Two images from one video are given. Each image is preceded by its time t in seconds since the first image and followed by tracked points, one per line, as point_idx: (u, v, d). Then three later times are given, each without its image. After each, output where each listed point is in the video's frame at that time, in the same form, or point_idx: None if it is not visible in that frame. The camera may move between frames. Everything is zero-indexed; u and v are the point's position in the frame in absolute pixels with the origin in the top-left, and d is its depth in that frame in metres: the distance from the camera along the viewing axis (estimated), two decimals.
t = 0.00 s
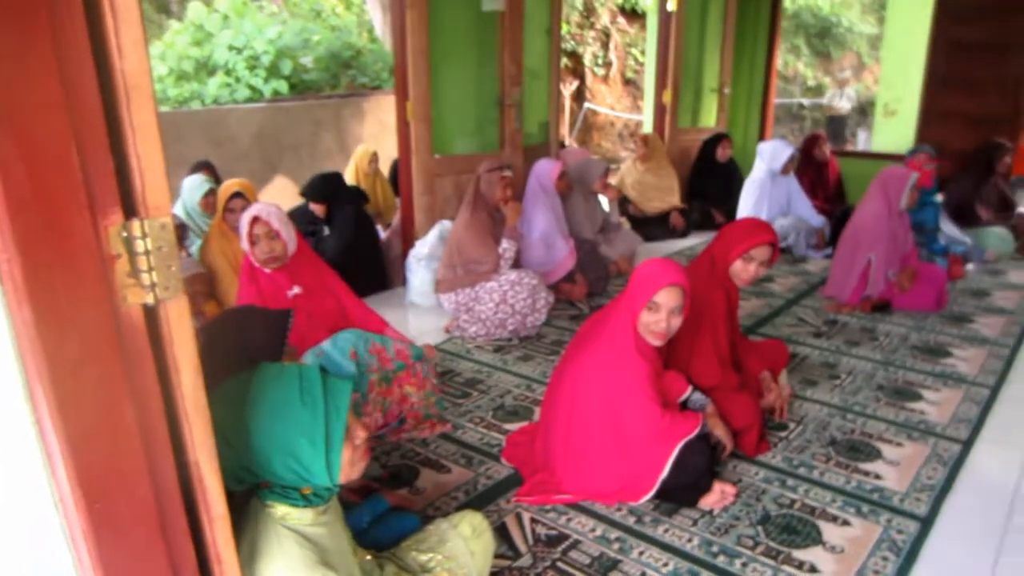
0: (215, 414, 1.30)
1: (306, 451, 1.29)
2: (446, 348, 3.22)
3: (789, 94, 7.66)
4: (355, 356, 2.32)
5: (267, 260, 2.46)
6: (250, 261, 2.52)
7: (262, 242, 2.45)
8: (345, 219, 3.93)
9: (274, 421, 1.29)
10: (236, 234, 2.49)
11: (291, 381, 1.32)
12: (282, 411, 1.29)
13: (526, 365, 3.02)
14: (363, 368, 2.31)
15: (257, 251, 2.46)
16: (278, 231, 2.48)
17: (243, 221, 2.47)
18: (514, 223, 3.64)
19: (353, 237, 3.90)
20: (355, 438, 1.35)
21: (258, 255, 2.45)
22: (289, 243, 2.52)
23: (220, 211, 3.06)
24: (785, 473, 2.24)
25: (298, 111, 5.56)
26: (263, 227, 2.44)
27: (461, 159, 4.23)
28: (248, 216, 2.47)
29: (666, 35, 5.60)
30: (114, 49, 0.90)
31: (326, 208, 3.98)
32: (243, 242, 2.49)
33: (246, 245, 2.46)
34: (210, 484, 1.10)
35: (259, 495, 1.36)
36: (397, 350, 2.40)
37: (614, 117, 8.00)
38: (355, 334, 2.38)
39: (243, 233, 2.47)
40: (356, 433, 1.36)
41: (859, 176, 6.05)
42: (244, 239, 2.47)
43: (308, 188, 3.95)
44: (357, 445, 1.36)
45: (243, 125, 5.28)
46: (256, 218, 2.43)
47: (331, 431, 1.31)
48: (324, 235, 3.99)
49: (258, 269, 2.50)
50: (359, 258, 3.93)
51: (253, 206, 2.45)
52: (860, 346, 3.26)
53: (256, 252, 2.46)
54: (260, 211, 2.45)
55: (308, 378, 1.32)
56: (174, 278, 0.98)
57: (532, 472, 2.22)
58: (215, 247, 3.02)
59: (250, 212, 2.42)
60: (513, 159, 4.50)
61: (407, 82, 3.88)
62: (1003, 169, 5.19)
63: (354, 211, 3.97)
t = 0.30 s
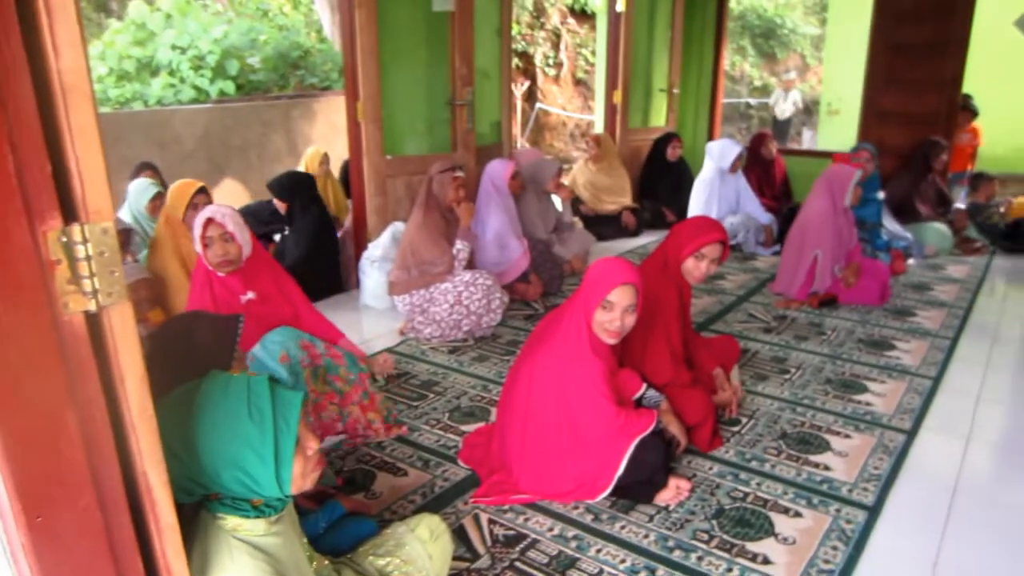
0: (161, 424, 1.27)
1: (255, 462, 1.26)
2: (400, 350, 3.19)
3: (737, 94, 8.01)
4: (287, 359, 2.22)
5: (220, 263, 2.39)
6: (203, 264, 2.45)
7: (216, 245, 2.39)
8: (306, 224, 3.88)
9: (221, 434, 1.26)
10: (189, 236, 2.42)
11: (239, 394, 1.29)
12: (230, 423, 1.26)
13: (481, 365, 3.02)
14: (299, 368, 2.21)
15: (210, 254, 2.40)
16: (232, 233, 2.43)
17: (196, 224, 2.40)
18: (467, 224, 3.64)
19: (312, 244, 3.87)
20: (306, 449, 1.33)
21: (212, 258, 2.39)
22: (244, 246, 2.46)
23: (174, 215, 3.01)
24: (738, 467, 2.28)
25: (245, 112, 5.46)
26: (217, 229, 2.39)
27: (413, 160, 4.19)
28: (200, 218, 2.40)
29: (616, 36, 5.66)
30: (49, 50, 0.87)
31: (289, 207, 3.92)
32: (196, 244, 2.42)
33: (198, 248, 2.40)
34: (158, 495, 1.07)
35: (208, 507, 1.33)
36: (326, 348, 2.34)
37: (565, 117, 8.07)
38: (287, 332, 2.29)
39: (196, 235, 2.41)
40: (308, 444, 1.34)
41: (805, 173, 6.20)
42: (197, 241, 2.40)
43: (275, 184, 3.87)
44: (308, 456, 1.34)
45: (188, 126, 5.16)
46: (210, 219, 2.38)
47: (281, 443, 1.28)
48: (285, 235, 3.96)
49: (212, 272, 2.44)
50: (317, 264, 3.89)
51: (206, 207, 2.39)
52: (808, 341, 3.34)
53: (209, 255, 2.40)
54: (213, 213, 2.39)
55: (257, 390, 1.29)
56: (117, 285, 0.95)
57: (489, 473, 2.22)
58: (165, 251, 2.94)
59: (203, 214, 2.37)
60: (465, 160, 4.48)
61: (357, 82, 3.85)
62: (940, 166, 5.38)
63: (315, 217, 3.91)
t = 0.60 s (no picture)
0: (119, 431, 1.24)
1: (218, 469, 1.24)
2: (365, 352, 3.16)
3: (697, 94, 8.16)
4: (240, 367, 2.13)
5: (188, 266, 2.34)
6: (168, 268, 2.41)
7: (183, 247, 2.34)
8: (280, 223, 3.89)
9: (183, 440, 1.24)
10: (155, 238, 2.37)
11: (201, 400, 1.27)
12: (192, 429, 1.24)
13: (447, 367, 3.01)
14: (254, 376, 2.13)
15: (177, 257, 2.35)
16: (201, 237, 2.39)
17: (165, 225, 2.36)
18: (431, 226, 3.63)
19: (288, 244, 3.87)
20: (271, 455, 1.32)
21: (180, 261, 2.34)
22: (213, 250, 2.43)
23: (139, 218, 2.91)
24: (702, 463, 2.31)
25: (203, 113, 5.37)
26: (186, 232, 2.35)
27: (375, 162, 4.14)
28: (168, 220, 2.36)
29: (577, 37, 5.69)
30: None
31: (264, 208, 3.94)
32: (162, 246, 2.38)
33: (166, 250, 2.35)
34: (117, 505, 1.04)
35: (169, 515, 1.30)
36: (275, 347, 2.28)
37: (528, 117, 8.11)
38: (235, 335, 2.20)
39: (163, 237, 2.36)
40: (273, 450, 1.32)
41: (765, 172, 6.30)
42: (165, 243, 2.35)
43: (253, 183, 3.94)
44: (273, 462, 1.33)
45: (144, 127, 5.06)
46: (179, 222, 2.33)
47: (245, 449, 1.27)
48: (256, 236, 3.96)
49: (176, 275, 2.39)
50: (293, 264, 3.90)
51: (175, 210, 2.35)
52: (770, 337, 3.39)
53: (176, 258, 2.35)
54: (182, 215, 2.35)
55: (220, 396, 1.27)
56: (71, 290, 0.93)
57: (455, 475, 2.21)
58: (122, 254, 2.90)
59: (172, 216, 2.33)
60: (428, 161, 4.45)
61: (318, 82, 3.81)
62: (894, 164, 5.52)
63: (292, 218, 3.94)
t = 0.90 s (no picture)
0: (74, 443, 1.21)
1: (180, 479, 1.22)
2: (329, 357, 3.12)
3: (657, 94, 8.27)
4: (204, 378, 2.10)
5: (153, 268, 2.29)
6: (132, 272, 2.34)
7: (149, 248, 2.30)
8: (248, 228, 3.82)
9: (142, 450, 1.21)
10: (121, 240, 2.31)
11: (160, 408, 1.24)
12: (152, 438, 1.21)
13: (413, 369, 2.99)
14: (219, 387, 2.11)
15: (142, 258, 2.30)
16: (168, 239, 2.34)
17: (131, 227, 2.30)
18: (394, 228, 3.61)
19: (255, 249, 3.81)
20: (233, 462, 1.29)
21: (145, 263, 2.29)
22: (180, 254, 2.38)
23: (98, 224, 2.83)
24: (669, 459, 2.33)
25: (159, 116, 5.26)
26: (154, 233, 2.30)
27: (336, 165, 4.08)
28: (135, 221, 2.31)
29: (538, 36, 5.68)
30: None
31: (231, 212, 3.83)
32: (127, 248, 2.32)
33: (130, 252, 2.29)
34: (74, 521, 1.01)
35: (130, 528, 1.27)
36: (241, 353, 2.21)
37: (491, 117, 8.10)
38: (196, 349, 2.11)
39: (128, 238, 2.30)
40: (235, 456, 1.30)
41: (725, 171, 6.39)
42: (130, 244, 2.29)
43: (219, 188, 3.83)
44: (236, 469, 1.30)
45: (97, 131, 4.93)
46: (147, 222, 2.28)
47: (207, 458, 1.24)
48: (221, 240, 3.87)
49: (141, 279, 2.33)
50: (258, 270, 3.83)
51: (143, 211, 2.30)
52: (733, 333, 3.44)
53: (141, 259, 2.30)
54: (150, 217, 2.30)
55: (180, 403, 1.25)
56: (19, 300, 0.91)
57: (423, 478, 2.20)
58: (77, 259, 2.83)
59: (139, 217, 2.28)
60: (390, 162, 4.40)
61: (277, 83, 3.75)
62: (849, 162, 5.65)
63: (259, 223, 3.87)
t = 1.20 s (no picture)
0: (20, 462, 1.17)
1: (133, 495, 1.18)
2: (287, 364, 3.07)
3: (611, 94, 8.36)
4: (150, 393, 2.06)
5: (108, 282, 2.22)
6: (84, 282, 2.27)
7: (105, 262, 2.21)
8: (203, 233, 3.77)
9: (92, 466, 1.17)
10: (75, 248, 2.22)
11: (110, 421, 1.20)
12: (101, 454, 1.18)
13: (373, 374, 2.96)
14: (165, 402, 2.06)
15: (96, 271, 2.21)
16: (124, 252, 2.26)
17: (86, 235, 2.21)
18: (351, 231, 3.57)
19: (208, 255, 3.74)
20: (189, 475, 1.26)
21: (98, 276, 2.21)
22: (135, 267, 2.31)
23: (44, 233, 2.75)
24: (631, 455, 2.35)
25: (104, 120, 5.11)
26: (109, 245, 2.22)
27: (291, 168, 4.02)
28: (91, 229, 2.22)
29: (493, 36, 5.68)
30: None
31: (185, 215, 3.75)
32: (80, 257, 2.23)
33: (84, 262, 2.21)
34: (22, 543, 0.97)
35: (81, 547, 1.23)
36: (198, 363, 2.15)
37: (447, 119, 8.08)
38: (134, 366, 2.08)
39: (82, 248, 2.21)
40: (191, 469, 1.26)
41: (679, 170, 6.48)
42: (83, 255, 2.21)
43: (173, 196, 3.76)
44: (193, 482, 1.26)
45: (38, 136, 4.76)
46: (102, 234, 2.20)
47: (160, 473, 1.20)
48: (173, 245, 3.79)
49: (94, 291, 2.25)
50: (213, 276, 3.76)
51: (100, 220, 2.22)
52: (691, 329, 3.49)
53: (96, 272, 2.21)
54: (107, 227, 2.22)
55: (130, 416, 1.21)
56: None
57: (386, 483, 2.18)
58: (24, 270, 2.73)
59: (96, 228, 2.19)
60: (346, 165, 4.35)
61: (227, 86, 3.68)
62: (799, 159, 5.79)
63: (213, 228, 3.82)
